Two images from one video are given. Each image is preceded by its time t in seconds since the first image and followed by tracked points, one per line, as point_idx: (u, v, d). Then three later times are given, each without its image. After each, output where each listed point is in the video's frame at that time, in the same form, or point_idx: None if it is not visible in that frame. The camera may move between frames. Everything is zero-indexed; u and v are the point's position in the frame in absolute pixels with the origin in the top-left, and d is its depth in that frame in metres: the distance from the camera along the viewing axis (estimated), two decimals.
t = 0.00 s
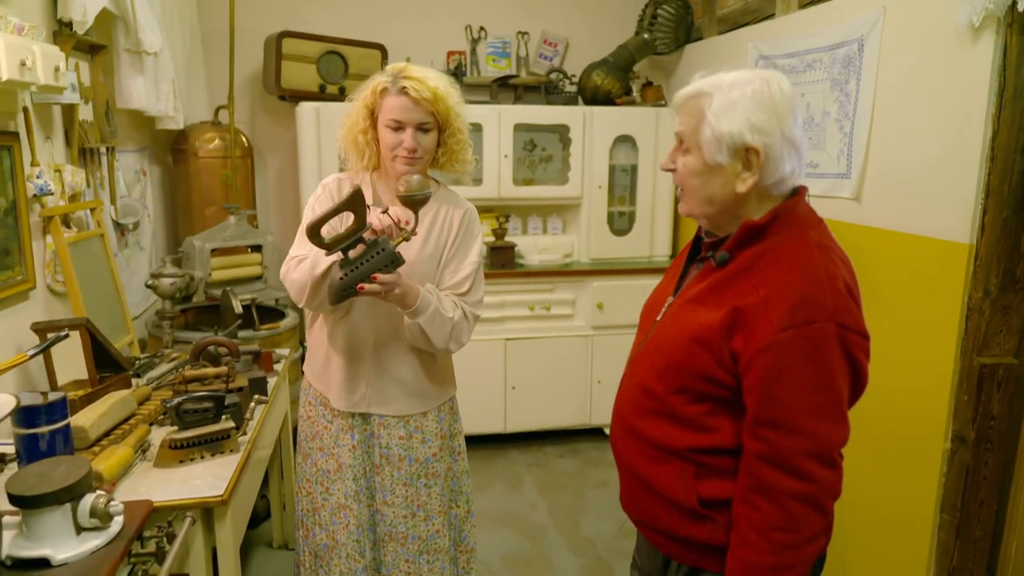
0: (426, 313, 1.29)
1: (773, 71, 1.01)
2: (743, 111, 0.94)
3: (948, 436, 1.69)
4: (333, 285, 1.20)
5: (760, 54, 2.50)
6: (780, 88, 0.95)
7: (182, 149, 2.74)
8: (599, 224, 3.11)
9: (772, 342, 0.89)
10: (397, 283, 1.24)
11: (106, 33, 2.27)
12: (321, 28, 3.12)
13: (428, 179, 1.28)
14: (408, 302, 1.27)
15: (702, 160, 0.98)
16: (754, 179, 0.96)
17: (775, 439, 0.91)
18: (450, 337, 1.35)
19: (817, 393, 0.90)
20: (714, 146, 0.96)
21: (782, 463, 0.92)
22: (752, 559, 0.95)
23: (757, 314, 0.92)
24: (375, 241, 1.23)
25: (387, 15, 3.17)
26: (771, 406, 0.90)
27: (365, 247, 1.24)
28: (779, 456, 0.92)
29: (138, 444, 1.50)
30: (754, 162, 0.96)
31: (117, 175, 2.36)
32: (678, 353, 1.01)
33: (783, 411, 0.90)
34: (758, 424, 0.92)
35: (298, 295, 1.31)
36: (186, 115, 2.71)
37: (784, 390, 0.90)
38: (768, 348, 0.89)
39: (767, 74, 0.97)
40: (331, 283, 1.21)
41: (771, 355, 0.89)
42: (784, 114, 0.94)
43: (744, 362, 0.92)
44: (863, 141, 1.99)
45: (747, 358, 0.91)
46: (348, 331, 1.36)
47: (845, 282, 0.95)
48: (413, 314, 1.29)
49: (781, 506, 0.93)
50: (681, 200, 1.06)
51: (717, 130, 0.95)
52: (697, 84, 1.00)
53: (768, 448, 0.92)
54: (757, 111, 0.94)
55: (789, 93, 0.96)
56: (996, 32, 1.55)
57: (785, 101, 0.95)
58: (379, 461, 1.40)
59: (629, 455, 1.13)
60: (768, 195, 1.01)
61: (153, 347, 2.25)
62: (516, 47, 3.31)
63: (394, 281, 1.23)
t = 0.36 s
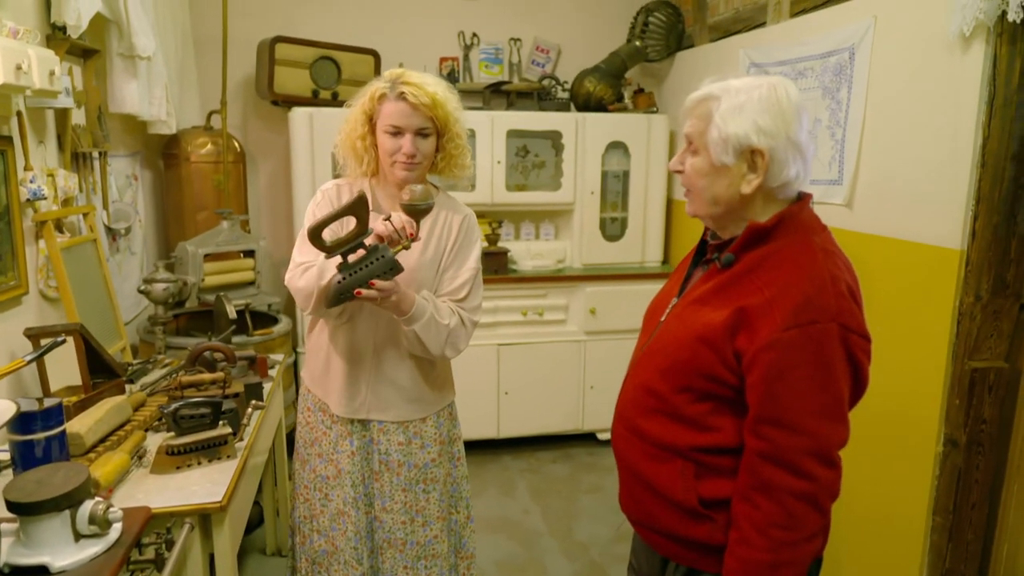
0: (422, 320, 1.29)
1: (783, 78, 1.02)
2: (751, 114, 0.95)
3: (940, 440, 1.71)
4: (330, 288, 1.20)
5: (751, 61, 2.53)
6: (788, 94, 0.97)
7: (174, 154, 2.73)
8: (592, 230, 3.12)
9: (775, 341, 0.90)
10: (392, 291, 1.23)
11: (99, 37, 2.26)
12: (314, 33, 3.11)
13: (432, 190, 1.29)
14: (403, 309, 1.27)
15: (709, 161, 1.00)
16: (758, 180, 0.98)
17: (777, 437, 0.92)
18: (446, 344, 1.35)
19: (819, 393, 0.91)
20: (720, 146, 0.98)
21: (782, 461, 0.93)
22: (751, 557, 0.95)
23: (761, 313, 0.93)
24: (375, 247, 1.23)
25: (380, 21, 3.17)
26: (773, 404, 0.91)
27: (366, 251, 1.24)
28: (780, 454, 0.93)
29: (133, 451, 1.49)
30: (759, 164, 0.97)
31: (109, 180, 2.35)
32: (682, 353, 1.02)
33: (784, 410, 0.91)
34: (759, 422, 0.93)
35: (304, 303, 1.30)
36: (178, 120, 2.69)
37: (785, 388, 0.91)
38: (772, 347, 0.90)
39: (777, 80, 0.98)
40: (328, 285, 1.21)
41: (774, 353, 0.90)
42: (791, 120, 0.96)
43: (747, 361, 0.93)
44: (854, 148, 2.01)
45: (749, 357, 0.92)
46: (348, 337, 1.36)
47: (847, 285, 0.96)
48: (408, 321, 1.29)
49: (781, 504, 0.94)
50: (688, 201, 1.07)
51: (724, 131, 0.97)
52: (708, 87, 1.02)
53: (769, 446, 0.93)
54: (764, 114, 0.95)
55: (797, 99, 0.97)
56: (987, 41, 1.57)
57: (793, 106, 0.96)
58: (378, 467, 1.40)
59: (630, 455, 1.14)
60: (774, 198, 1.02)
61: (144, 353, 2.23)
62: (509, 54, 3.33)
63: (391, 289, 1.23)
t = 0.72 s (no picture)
0: (418, 321, 1.29)
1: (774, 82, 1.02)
2: (740, 119, 0.96)
3: (936, 440, 1.72)
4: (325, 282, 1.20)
5: (747, 64, 2.54)
6: (778, 98, 0.97)
7: (169, 156, 2.73)
8: (588, 232, 3.13)
9: (765, 338, 0.91)
10: (388, 291, 1.23)
11: (95, 38, 2.25)
12: (310, 35, 3.11)
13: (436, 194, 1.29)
14: (399, 310, 1.27)
15: (700, 165, 1.01)
16: (749, 184, 0.98)
17: (768, 433, 0.93)
18: (443, 345, 1.35)
19: (809, 390, 0.92)
20: (710, 151, 0.98)
21: (772, 457, 0.93)
22: (742, 553, 0.96)
23: (753, 310, 0.94)
24: (374, 246, 1.23)
25: (377, 23, 3.18)
26: (764, 400, 0.92)
27: (365, 249, 1.24)
28: (770, 450, 0.93)
29: (131, 452, 1.49)
30: (749, 168, 0.98)
31: (105, 182, 2.34)
32: (676, 349, 1.03)
33: (774, 405, 0.92)
34: (750, 417, 0.93)
35: (304, 305, 1.31)
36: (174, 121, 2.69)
37: (775, 385, 0.91)
38: (762, 343, 0.91)
39: (765, 85, 0.99)
40: (324, 280, 1.21)
41: (764, 350, 0.91)
42: (780, 124, 0.96)
43: (738, 357, 0.93)
44: (850, 150, 2.02)
45: (741, 354, 0.93)
46: (347, 338, 1.36)
47: (840, 284, 0.97)
48: (404, 323, 1.29)
49: (771, 500, 0.94)
50: (681, 204, 1.08)
51: (714, 136, 0.97)
52: (698, 92, 1.03)
53: (759, 442, 0.93)
54: (753, 119, 0.96)
55: (786, 103, 0.98)
56: (981, 44, 1.58)
57: (781, 110, 0.97)
58: (377, 468, 1.40)
59: (626, 452, 1.14)
60: (766, 200, 1.03)
61: (141, 355, 2.23)
62: (505, 56, 3.33)
63: (386, 289, 1.23)
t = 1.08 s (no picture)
0: (421, 310, 1.30)
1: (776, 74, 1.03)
2: (741, 110, 0.97)
3: (938, 435, 1.73)
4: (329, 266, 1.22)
5: (754, 59, 2.54)
6: (779, 90, 0.98)
7: (179, 147, 2.75)
8: (594, 226, 3.14)
9: (755, 329, 0.92)
10: (392, 278, 1.24)
11: (106, 30, 2.27)
12: (319, 27, 3.13)
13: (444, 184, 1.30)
14: (402, 298, 1.29)
15: (700, 155, 1.02)
16: (748, 175, 0.99)
17: (755, 424, 0.94)
18: (446, 333, 1.36)
19: (798, 382, 0.93)
20: (711, 141, 0.99)
21: (760, 447, 0.95)
22: (729, 541, 0.97)
23: (744, 302, 0.95)
24: (380, 233, 1.25)
25: (385, 16, 3.19)
26: (753, 391, 0.93)
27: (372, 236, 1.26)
28: (758, 440, 0.94)
29: (140, 437, 1.51)
30: (748, 158, 0.98)
31: (115, 172, 2.36)
32: (668, 340, 1.04)
33: (762, 397, 0.93)
34: (738, 408, 0.95)
35: (311, 294, 1.32)
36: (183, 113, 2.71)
37: (764, 376, 0.92)
38: (752, 335, 0.92)
39: (767, 77, 0.99)
40: (329, 263, 1.22)
41: (754, 341, 0.92)
42: (781, 115, 0.97)
43: (728, 348, 0.95)
44: (855, 146, 2.02)
45: (731, 344, 0.94)
46: (353, 327, 1.38)
47: (831, 277, 0.98)
48: (407, 311, 1.30)
49: (758, 490, 0.96)
50: (681, 194, 1.09)
51: (715, 126, 0.98)
52: (700, 83, 1.04)
53: (747, 432, 0.95)
54: (754, 110, 0.96)
55: (787, 95, 0.98)
56: (987, 40, 1.58)
57: (783, 102, 0.97)
58: (382, 456, 1.42)
59: (618, 441, 1.16)
60: (764, 192, 1.04)
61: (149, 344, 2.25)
62: (513, 50, 3.34)
63: (389, 276, 1.24)
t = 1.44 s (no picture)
0: (428, 289, 1.33)
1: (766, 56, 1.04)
2: (727, 93, 0.98)
3: (940, 419, 1.75)
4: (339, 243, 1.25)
5: (767, 44, 2.53)
6: (765, 73, 0.99)
7: (195, 128, 2.78)
8: (604, 210, 3.15)
9: (741, 311, 0.94)
10: (400, 258, 1.27)
11: (124, 11, 2.30)
12: (333, 10, 3.15)
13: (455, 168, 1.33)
14: (410, 276, 1.32)
15: (689, 138, 1.04)
16: (735, 157, 1.01)
17: (742, 403, 0.97)
18: (452, 312, 1.39)
19: (783, 362, 0.95)
20: (699, 124, 1.01)
21: (747, 426, 0.97)
22: (717, 517, 1.00)
23: (731, 284, 0.97)
24: (390, 213, 1.28)
25: None
26: (739, 370, 0.95)
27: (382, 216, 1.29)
28: (745, 418, 0.97)
29: (157, 410, 1.56)
30: (736, 141, 1.00)
31: (133, 153, 2.41)
32: (659, 321, 1.06)
33: (748, 376, 0.95)
34: (725, 387, 0.97)
35: (325, 272, 1.36)
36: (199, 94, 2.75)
37: (750, 356, 0.95)
38: (737, 315, 0.94)
39: (754, 59, 1.01)
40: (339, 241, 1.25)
41: (739, 322, 0.94)
42: (768, 98, 0.98)
43: (716, 329, 0.97)
44: (866, 132, 2.03)
45: (718, 325, 0.96)
46: (363, 304, 1.41)
47: (818, 258, 0.99)
48: (415, 289, 1.33)
49: (746, 467, 0.98)
50: (671, 177, 1.11)
51: (702, 109, 1.00)
52: (689, 67, 1.05)
53: (735, 411, 0.97)
54: (740, 93, 0.98)
55: (774, 78, 1.00)
56: (998, 25, 1.58)
57: (769, 85, 0.99)
58: (390, 431, 1.46)
59: (612, 420, 1.19)
60: (753, 174, 1.06)
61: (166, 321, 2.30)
62: (526, 34, 3.35)
63: (397, 255, 1.27)
